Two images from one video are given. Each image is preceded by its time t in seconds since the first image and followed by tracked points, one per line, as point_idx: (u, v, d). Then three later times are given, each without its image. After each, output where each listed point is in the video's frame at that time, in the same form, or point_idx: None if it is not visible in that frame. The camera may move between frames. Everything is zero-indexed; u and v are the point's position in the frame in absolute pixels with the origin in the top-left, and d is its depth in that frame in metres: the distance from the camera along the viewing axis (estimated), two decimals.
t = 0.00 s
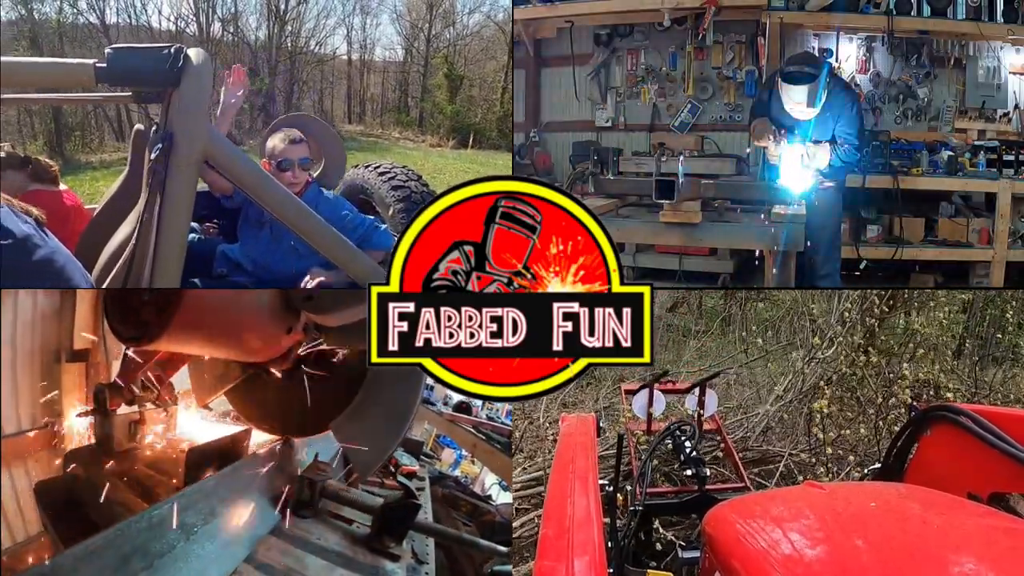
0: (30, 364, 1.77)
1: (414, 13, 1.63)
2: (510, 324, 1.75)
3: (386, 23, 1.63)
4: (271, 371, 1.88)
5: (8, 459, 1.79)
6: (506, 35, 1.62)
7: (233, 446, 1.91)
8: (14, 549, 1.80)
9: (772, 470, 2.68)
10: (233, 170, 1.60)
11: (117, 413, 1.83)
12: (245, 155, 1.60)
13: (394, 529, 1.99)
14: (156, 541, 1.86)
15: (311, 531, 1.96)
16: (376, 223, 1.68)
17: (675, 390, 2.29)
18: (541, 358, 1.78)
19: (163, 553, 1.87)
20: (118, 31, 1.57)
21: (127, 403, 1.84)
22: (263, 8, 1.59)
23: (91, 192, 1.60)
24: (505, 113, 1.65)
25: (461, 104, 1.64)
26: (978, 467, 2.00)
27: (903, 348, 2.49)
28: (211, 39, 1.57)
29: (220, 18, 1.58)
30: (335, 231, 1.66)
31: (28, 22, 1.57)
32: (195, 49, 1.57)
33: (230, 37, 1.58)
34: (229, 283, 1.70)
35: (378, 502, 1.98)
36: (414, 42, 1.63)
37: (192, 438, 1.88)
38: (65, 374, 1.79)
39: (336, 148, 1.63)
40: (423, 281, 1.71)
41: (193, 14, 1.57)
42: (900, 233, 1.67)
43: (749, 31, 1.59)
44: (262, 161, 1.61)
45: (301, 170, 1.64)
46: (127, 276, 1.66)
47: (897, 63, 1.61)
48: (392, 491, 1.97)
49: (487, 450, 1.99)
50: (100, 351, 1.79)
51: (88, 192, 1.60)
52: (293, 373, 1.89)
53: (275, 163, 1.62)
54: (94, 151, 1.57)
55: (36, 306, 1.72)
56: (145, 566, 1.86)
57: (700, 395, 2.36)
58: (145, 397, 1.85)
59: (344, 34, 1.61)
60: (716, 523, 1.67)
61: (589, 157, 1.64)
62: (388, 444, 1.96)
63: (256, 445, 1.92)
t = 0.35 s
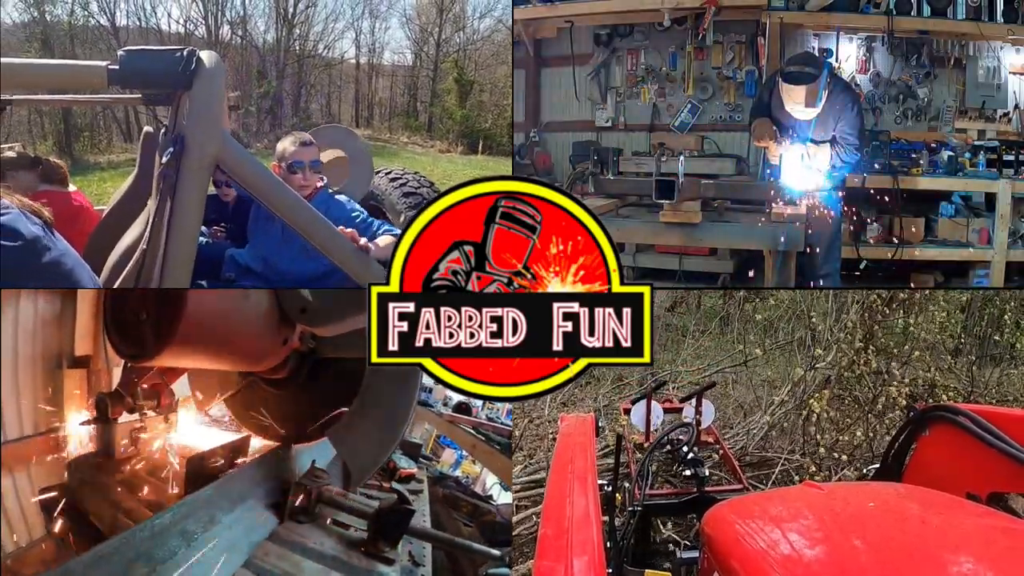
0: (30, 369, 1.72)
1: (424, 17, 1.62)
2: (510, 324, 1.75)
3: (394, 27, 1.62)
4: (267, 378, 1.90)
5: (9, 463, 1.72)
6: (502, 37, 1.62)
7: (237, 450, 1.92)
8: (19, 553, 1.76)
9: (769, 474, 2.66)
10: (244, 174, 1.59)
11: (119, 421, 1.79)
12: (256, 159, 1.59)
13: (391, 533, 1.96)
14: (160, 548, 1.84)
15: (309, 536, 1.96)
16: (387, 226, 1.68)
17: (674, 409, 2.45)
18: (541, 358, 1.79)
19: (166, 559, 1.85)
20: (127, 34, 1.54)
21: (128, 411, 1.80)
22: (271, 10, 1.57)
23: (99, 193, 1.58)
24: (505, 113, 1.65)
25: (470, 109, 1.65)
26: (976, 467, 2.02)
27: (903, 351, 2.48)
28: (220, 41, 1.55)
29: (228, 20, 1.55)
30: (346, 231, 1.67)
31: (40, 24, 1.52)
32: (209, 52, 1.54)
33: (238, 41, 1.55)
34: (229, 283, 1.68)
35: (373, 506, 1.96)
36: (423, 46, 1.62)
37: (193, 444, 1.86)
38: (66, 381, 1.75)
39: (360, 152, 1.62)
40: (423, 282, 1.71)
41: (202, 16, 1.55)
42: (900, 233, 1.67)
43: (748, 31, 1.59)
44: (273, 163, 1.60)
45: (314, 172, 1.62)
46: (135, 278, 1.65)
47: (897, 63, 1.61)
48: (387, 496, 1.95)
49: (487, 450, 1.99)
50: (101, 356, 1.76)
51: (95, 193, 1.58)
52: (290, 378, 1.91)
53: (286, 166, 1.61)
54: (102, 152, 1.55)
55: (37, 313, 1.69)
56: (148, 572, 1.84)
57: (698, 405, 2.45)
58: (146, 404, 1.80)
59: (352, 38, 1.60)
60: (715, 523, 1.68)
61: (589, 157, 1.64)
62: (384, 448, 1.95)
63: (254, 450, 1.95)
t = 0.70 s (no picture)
0: (38, 377, 1.78)
1: (428, 22, 1.62)
2: (510, 324, 1.74)
3: (399, 33, 1.62)
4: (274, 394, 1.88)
5: (19, 471, 1.82)
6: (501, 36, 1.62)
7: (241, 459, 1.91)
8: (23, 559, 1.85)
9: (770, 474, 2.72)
10: (247, 181, 1.59)
11: (129, 435, 1.84)
12: (258, 166, 1.58)
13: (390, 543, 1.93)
14: (178, 561, 1.86)
15: (312, 544, 1.93)
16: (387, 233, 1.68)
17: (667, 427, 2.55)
18: (541, 358, 1.78)
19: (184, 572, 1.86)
20: (132, 36, 1.55)
21: (138, 425, 1.84)
22: (276, 15, 1.58)
23: (102, 195, 1.57)
24: (505, 113, 1.64)
25: (475, 115, 1.64)
26: (975, 467, 1.98)
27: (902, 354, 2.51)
28: (224, 45, 1.55)
29: (232, 25, 1.56)
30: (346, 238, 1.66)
31: (46, 26, 1.55)
32: (211, 58, 1.55)
33: (243, 44, 1.56)
34: (242, 302, 1.72)
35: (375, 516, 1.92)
36: (427, 52, 1.62)
37: (198, 454, 1.87)
38: (72, 392, 1.80)
39: (369, 167, 1.64)
40: (423, 281, 1.70)
41: (206, 21, 1.56)
42: (900, 233, 1.67)
43: (748, 31, 1.59)
44: (274, 169, 1.59)
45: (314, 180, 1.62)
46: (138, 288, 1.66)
47: (897, 63, 1.61)
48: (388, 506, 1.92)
49: (487, 455, 1.97)
50: (107, 368, 1.80)
51: (99, 195, 1.57)
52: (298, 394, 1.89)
53: (287, 173, 1.60)
54: (106, 154, 1.54)
55: (43, 324, 1.75)
56: None
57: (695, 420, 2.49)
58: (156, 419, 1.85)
59: (356, 43, 1.60)
60: (714, 523, 1.68)
61: (589, 156, 1.64)
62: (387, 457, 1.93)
63: (262, 463, 1.93)
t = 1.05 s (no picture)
0: (42, 379, 1.77)
1: (434, 29, 1.61)
2: (510, 324, 1.74)
3: (404, 40, 1.61)
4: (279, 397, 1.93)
5: (22, 471, 1.78)
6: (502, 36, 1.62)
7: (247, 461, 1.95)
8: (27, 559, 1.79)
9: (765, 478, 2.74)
10: (251, 189, 1.58)
11: (135, 437, 1.82)
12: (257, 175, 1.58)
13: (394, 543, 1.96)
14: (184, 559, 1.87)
15: (316, 545, 1.97)
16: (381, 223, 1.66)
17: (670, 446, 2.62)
18: (541, 358, 1.78)
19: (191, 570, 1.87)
20: (138, 40, 1.53)
21: (143, 427, 1.82)
22: (282, 21, 1.57)
23: (104, 199, 1.56)
24: (506, 113, 1.65)
25: (481, 124, 1.64)
26: (976, 467, 1.99)
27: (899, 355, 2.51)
28: (229, 51, 1.55)
29: (238, 30, 1.56)
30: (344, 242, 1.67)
31: (52, 29, 1.53)
32: (216, 65, 1.54)
33: (248, 49, 1.55)
34: (248, 307, 1.73)
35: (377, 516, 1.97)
36: (432, 59, 1.62)
37: (205, 457, 1.88)
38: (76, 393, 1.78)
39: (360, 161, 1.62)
40: (423, 282, 1.71)
41: (212, 24, 1.55)
42: (900, 233, 1.67)
43: (748, 31, 1.59)
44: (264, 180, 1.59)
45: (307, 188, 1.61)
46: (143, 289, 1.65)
47: (897, 63, 1.61)
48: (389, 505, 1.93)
49: (490, 458, 1.95)
50: (111, 371, 1.79)
51: (102, 197, 1.56)
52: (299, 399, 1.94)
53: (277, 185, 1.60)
54: (110, 157, 1.53)
55: (47, 326, 1.73)
56: None
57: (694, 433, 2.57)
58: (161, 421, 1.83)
59: (361, 49, 1.59)
60: (713, 523, 1.68)
61: (589, 156, 1.64)
62: (385, 463, 1.97)
63: (265, 464, 1.97)
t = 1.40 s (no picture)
0: (42, 376, 1.75)
1: (439, 37, 1.61)
2: (510, 324, 1.74)
3: (409, 47, 1.61)
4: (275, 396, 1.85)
5: (20, 471, 1.78)
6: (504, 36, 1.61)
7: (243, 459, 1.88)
8: (26, 558, 1.81)
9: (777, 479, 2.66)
10: (254, 201, 1.61)
11: (135, 435, 1.82)
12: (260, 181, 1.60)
13: (388, 540, 1.90)
14: (182, 558, 1.86)
15: (313, 542, 1.90)
16: (374, 210, 1.64)
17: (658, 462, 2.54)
18: (541, 358, 1.78)
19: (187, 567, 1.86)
20: (144, 45, 1.55)
21: (143, 425, 1.82)
22: (287, 27, 1.57)
23: (108, 205, 1.57)
24: (503, 116, 1.64)
25: (487, 132, 1.64)
26: (976, 467, 1.97)
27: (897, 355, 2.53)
28: (234, 57, 1.55)
29: (243, 36, 1.56)
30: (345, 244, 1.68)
31: (61, 36, 1.54)
32: (223, 76, 1.55)
33: (252, 56, 1.56)
34: (247, 306, 1.72)
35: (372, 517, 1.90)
36: (438, 66, 1.61)
37: (202, 455, 1.85)
38: (77, 390, 1.78)
39: (347, 160, 1.61)
40: (423, 282, 1.70)
41: (217, 31, 1.55)
42: (900, 233, 1.67)
43: (748, 31, 1.59)
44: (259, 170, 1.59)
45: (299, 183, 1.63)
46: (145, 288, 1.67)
47: (897, 63, 1.61)
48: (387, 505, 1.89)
49: (487, 458, 1.94)
50: (111, 370, 1.78)
51: (107, 202, 1.57)
52: (298, 398, 1.86)
53: (272, 175, 1.60)
54: (114, 161, 1.55)
55: (48, 326, 1.73)
56: None
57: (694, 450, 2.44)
58: (159, 419, 1.82)
59: (366, 57, 1.59)
60: (713, 522, 1.68)
61: (589, 156, 1.64)
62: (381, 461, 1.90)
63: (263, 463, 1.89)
